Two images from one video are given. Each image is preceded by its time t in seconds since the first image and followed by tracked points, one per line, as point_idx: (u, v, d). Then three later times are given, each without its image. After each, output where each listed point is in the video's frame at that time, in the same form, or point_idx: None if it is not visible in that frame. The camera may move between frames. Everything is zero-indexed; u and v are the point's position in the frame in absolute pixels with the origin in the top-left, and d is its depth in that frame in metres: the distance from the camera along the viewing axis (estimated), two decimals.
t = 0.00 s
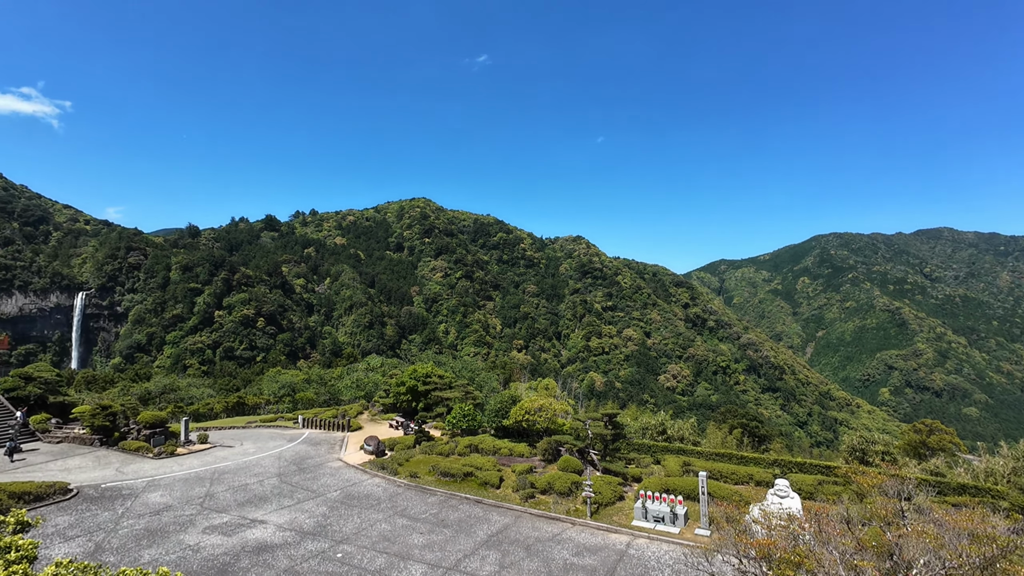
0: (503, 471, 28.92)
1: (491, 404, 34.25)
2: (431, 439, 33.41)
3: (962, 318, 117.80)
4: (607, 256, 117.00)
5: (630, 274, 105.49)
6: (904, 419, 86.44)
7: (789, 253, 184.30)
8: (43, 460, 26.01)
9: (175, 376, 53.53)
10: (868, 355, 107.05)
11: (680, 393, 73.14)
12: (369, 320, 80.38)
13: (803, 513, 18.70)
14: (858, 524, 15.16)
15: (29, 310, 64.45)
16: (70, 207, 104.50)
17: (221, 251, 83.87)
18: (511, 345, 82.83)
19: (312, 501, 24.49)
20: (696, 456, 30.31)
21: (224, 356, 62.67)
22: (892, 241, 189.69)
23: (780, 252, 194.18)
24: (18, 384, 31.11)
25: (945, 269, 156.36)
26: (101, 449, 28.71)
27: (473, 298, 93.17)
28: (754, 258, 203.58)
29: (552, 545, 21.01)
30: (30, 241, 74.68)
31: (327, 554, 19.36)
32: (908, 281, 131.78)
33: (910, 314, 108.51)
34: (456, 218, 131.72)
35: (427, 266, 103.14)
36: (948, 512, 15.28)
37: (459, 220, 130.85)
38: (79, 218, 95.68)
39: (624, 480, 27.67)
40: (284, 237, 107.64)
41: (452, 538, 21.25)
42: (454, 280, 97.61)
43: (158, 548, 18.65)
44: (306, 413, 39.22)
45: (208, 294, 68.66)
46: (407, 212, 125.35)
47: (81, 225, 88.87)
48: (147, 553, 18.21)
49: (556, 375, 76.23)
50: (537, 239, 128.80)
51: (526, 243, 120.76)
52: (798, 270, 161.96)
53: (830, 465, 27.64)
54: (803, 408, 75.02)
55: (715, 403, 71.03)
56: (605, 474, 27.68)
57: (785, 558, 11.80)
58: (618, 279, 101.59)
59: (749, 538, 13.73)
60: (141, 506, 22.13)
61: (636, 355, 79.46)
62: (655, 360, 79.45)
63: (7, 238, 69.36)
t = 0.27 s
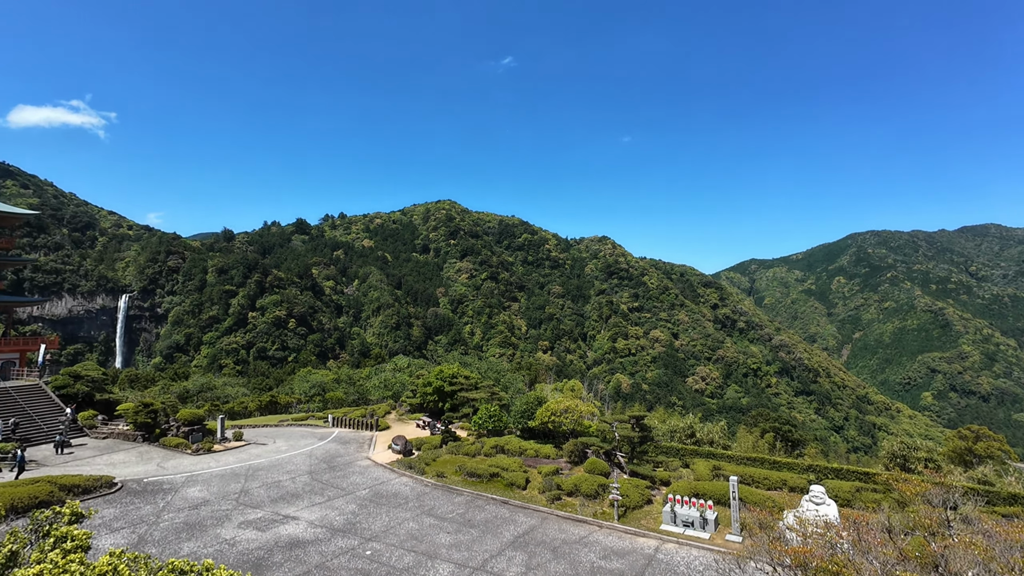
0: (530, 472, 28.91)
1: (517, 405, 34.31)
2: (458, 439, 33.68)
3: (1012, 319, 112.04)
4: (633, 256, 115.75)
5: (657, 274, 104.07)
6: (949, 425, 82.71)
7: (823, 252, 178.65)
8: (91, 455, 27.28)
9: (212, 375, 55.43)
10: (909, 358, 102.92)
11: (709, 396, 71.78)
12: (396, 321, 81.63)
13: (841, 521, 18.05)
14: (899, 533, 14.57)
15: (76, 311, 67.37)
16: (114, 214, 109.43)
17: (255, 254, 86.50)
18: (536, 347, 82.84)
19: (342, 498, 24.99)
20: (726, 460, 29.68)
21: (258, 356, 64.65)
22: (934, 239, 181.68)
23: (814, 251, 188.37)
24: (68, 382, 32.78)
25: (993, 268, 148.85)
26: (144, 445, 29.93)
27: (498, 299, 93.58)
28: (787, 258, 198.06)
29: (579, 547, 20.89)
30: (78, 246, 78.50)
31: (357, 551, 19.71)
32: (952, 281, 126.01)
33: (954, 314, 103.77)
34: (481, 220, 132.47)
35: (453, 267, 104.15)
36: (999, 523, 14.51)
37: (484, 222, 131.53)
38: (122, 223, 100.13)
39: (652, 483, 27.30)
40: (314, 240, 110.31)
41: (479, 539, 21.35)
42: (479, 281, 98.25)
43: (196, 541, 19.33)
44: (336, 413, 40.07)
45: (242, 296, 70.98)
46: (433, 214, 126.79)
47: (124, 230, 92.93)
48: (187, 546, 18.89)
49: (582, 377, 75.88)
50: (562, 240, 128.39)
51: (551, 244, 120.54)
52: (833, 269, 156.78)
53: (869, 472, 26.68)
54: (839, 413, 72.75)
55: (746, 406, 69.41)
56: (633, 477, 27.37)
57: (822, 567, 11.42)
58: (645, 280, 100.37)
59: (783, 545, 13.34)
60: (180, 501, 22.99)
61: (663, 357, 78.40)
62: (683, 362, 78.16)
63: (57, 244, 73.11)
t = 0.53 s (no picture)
0: (554, 474, 28.81)
1: (541, 407, 34.28)
2: (482, 440, 33.83)
3: None
4: (659, 256, 114.29)
5: (683, 275, 102.48)
6: (994, 431, 78.99)
7: (857, 251, 172.99)
8: (131, 450, 28.41)
9: (244, 374, 57.05)
10: (951, 360, 98.81)
11: (738, 398, 70.33)
12: (421, 322, 82.55)
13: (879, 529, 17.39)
14: (941, 543, 13.97)
15: (118, 313, 70.51)
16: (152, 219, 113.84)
17: (284, 257, 88.69)
18: (560, 348, 82.62)
19: (369, 497, 25.40)
20: (756, 464, 29.00)
21: (287, 356, 66.35)
22: (977, 236, 173.86)
23: (847, 250, 182.57)
24: (110, 381, 34.24)
25: None
26: (180, 442, 31.01)
27: (522, 300, 93.73)
28: (819, 257, 192.46)
29: (605, 551, 20.70)
30: (119, 250, 81.95)
31: (383, 549, 19.99)
32: (997, 280, 120.38)
33: (999, 315, 99.11)
34: (505, 221, 132.86)
35: (476, 269, 104.83)
36: None
37: (507, 223, 131.87)
38: (159, 228, 104.09)
39: (679, 487, 26.89)
40: (341, 243, 112.51)
41: (504, 539, 21.39)
42: (503, 282, 98.60)
43: (230, 536, 19.94)
44: (362, 412, 40.75)
45: (272, 298, 72.92)
46: (457, 216, 127.80)
47: (161, 235, 96.58)
48: (221, 540, 19.51)
49: (607, 378, 75.31)
50: (586, 240, 127.69)
51: (575, 245, 120.01)
52: (868, 269, 151.64)
53: (908, 479, 25.69)
54: (875, 417, 70.43)
55: (777, 409, 67.71)
56: (659, 480, 27.00)
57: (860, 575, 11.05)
58: (671, 280, 98.95)
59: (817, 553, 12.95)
60: (215, 496, 23.74)
61: (690, 359, 77.20)
62: (710, 364, 76.77)
63: (100, 248, 76.48)
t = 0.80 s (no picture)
0: (578, 476, 28.67)
1: (565, 408, 34.20)
2: (506, 441, 33.94)
3: None
4: (684, 256, 112.63)
5: (709, 275, 100.73)
6: None
7: (893, 250, 167.14)
8: (167, 447, 29.43)
9: (273, 374, 58.52)
10: (994, 363, 94.57)
11: (767, 401, 68.78)
12: (444, 323, 83.27)
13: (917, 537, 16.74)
14: (985, 554, 13.39)
15: (154, 315, 73.24)
16: (186, 223, 117.86)
17: (311, 260, 90.62)
18: (584, 349, 82.23)
19: (394, 496, 25.72)
20: (786, 469, 28.30)
21: (314, 356, 67.84)
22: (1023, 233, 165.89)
23: (881, 249, 176.57)
24: (147, 379, 35.56)
25: None
26: (213, 439, 31.98)
27: (544, 301, 93.68)
28: (851, 256, 186.63)
29: (630, 554, 20.49)
30: (156, 254, 85.11)
31: (409, 548, 20.22)
32: None
33: None
34: (527, 222, 132.96)
35: (499, 270, 105.27)
36: None
37: (529, 224, 131.91)
38: (193, 232, 107.67)
39: (706, 491, 26.43)
40: (365, 245, 114.36)
41: (528, 541, 21.37)
42: (525, 283, 98.74)
43: (261, 532, 20.46)
44: (387, 412, 41.33)
45: (300, 300, 74.72)
46: (479, 218, 128.51)
47: (195, 239, 99.87)
48: (252, 536, 20.05)
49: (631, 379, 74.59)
50: (608, 241, 126.73)
51: (597, 245, 119.25)
52: (904, 268, 146.33)
53: (949, 486, 24.70)
54: (912, 421, 67.98)
55: (808, 412, 65.86)
56: (685, 483, 26.59)
57: None
58: (696, 281, 97.35)
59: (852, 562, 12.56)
60: (246, 493, 24.41)
61: (716, 360, 75.87)
62: (738, 366, 75.24)
63: (137, 252, 79.55)
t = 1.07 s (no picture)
0: (601, 478, 28.48)
1: (588, 409, 34.04)
2: (528, 441, 34.01)
3: None
4: (709, 255, 110.75)
5: (735, 274, 98.79)
6: None
7: (929, 247, 161.05)
8: (200, 444, 30.39)
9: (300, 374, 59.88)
10: None
11: (796, 404, 67.11)
12: (466, 324, 83.79)
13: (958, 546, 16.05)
14: None
15: (188, 315, 75.71)
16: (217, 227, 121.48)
17: (336, 261, 92.30)
18: (607, 349, 81.68)
19: (419, 495, 25.99)
20: (817, 474, 27.56)
21: (340, 356, 69.20)
22: None
23: (917, 246, 170.30)
24: (181, 378, 36.82)
25: None
26: (243, 437, 32.88)
27: (566, 302, 93.40)
28: (885, 254, 180.52)
29: (655, 557, 20.25)
30: (188, 257, 87.99)
31: (433, 546, 20.40)
32: None
33: None
34: (549, 222, 132.70)
35: (521, 270, 105.48)
36: None
37: (550, 224, 131.64)
38: (223, 236, 110.92)
39: (733, 494, 25.93)
40: (389, 247, 115.88)
41: (551, 542, 21.33)
42: (547, 284, 98.62)
43: (290, 528, 20.96)
44: (411, 412, 41.82)
45: (325, 301, 76.34)
46: (501, 219, 128.85)
47: (225, 242, 102.84)
48: (282, 531, 20.55)
49: (655, 381, 73.70)
50: (631, 240, 125.51)
51: (620, 245, 118.21)
52: (942, 266, 140.85)
53: (991, 493, 23.67)
54: (951, 426, 65.44)
55: (840, 415, 63.98)
56: (712, 487, 26.14)
57: None
58: (721, 280, 95.52)
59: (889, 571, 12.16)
60: (275, 490, 25.03)
61: (743, 361, 74.38)
62: (765, 367, 73.58)
63: (171, 255, 82.38)
